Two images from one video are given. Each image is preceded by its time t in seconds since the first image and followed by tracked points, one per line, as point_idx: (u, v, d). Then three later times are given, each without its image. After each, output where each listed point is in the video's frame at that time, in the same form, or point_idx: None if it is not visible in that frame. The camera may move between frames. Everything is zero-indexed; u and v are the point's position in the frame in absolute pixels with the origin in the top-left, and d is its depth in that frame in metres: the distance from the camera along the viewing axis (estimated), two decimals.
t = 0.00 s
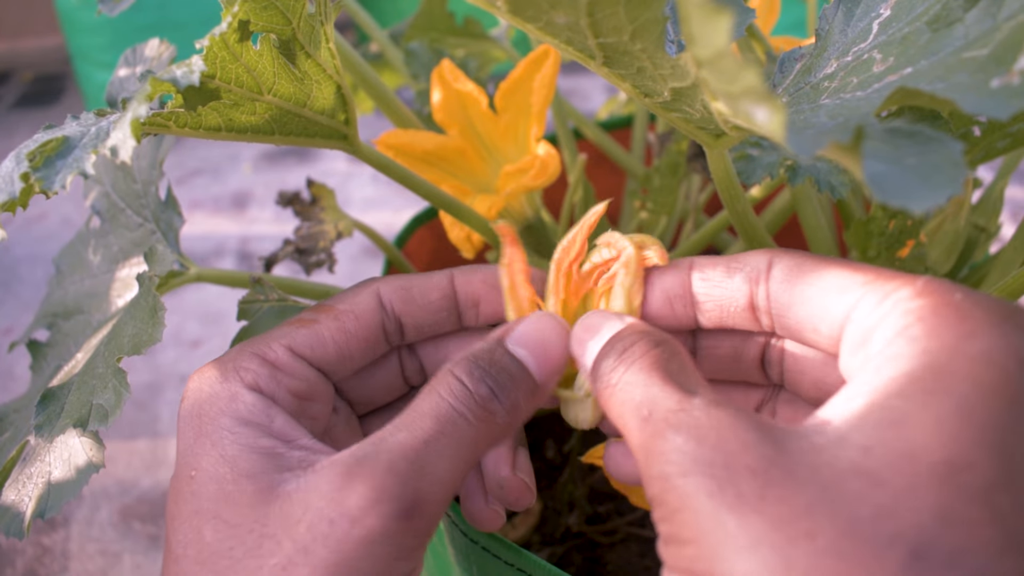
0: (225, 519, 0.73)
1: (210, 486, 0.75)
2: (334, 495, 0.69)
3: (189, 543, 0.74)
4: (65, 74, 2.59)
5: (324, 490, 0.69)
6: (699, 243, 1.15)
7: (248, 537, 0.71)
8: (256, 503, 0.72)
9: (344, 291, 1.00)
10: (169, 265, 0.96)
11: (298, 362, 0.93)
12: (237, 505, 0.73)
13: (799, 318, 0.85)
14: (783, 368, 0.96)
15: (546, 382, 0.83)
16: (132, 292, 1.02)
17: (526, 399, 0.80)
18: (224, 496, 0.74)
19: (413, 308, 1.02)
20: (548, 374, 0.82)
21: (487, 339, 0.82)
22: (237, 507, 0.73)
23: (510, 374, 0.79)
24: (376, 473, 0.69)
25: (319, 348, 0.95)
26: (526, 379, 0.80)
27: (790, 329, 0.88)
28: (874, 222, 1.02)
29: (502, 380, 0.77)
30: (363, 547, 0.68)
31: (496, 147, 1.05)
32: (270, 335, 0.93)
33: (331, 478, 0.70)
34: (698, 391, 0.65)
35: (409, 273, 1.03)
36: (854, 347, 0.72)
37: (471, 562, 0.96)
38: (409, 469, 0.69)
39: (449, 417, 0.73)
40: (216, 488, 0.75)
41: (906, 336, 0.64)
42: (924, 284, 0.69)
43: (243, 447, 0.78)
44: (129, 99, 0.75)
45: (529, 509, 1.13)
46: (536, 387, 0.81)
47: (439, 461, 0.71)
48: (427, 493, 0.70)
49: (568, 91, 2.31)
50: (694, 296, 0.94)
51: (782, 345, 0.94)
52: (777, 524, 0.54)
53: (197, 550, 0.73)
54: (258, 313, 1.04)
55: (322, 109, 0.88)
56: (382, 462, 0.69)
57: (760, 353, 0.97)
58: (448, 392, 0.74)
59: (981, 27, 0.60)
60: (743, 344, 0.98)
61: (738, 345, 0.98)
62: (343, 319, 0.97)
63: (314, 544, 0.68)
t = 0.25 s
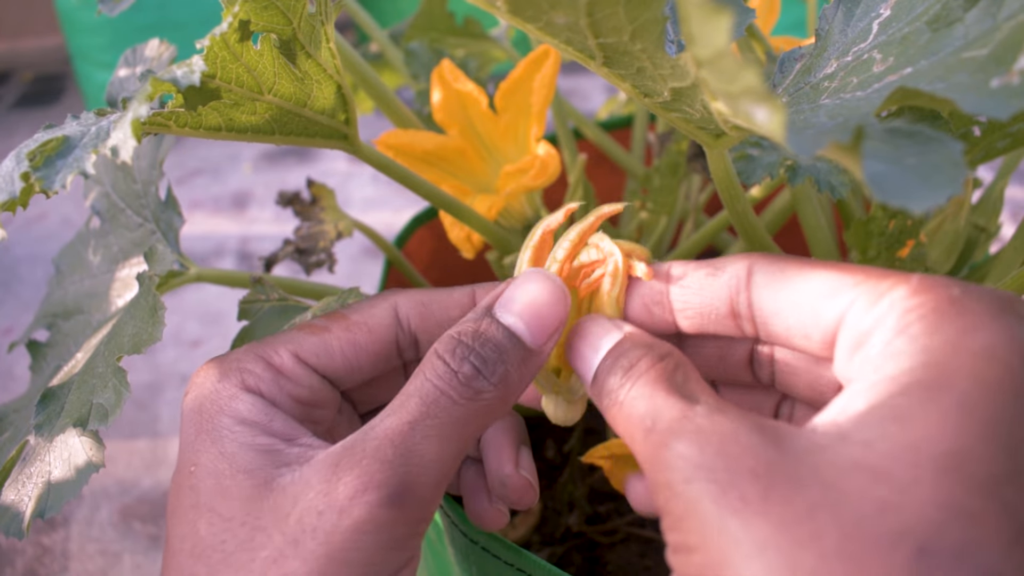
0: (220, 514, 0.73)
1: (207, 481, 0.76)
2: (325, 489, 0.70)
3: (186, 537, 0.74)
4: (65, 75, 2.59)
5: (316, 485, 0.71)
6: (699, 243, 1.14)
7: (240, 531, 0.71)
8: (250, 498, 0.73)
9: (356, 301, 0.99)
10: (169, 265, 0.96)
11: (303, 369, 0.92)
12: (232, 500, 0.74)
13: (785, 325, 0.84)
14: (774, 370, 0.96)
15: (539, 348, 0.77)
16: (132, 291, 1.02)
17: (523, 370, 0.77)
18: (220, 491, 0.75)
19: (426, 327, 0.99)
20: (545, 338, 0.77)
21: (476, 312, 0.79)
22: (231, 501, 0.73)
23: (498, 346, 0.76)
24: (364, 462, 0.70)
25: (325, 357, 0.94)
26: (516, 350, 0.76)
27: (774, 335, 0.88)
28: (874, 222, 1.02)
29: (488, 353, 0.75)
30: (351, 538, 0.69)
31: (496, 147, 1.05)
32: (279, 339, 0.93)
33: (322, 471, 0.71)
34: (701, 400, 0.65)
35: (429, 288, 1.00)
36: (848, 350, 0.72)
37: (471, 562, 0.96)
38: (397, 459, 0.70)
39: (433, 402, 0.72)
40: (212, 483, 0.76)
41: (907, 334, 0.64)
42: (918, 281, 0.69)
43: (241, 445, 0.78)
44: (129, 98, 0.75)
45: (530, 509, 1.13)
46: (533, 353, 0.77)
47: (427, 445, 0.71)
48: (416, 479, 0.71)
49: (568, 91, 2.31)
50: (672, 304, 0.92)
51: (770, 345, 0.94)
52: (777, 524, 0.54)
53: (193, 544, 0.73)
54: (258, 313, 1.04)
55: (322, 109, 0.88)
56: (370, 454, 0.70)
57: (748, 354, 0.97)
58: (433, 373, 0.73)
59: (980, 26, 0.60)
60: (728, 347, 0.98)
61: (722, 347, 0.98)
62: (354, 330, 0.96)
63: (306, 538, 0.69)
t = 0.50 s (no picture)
0: (220, 511, 0.73)
1: (209, 479, 0.76)
2: (328, 488, 0.70)
3: (186, 536, 0.74)
4: (65, 75, 2.59)
5: (320, 483, 0.71)
6: (699, 243, 1.14)
7: (242, 530, 0.71)
8: (252, 495, 0.73)
9: (350, 289, 0.98)
10: (169, 265, 0.96)
11: (303, 364, 0.93)
12: (234, 498, 0.73)
13: (795, 333, 0.84)
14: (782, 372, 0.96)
15: (536, 345, 0.78)
16: (132, 291, 1.02)
17: (522, 362, 0.77)
18: (222, 488, 0.75)
19: (422, 315, 1.00)
20: (543, 330, 0.77)
21: (473, 308, 0.79)
22: (232, 500, 0.73)
23: (496, 338, 0.76)
24: (364, 458, 0.70)
25: (324, 351, 0.95)
26: (516, 342, 0.76)
27: (783, 341, 0.87)
28: (874, 222, 1.02)
29: (487, 344, 0.75)
30: (355, 534, 0.69)
31: (496, 147, 1.05)
32: (277, 333, 0.93)
33: (325, 470, 0.71)
34: (711, 404, 0.65)
35: (425, 277, 1.00)
36: (860, 354, 0.70)
37: (471, 562, 0.96)
38: (398, 454, 0.70)
39: (432, 395, 0.72)
40: (213, 480, 0.76)
41: (920, 334, 0.63)
42: (929, 280, 0.67)
43: (243, 443, 0.78)
44: (129, 99, 0.75)
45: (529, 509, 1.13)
46: (531, 346, 0.77)
47: (427, 439, 0.71)
48: (418, 474, 0.70)
49: (567, 91, 2.31)
50: (676, 312, 0.91)
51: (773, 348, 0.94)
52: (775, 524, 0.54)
53: (193, 543, 0.73)
54: (258, 313, 1.04)
55: (322, 109, 0.88)
56: (371, 451, 0.70)
57: (755, 358, 0.97)
58: (432, 366, 0.73)
59: (980, 27, 0.60)
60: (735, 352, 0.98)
61: (728, 352, 0.98)
62: (351, 322, 0.97)
63: (310, 535, 0.69)
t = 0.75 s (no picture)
0: (228, 511, 0.72)
1: (216, 480, 0.75)
2: (340, 484, 0.70)
3: (192, 535, 0.73)
4: (66, 75, 2.59)
5: (332, 480, 0.70)
6: (699, 243, 1.14)
7: (251, 529, 0.71)
8: (260, 494, 0.73)
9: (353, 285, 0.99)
10: (169, 264, 0.96)
11: (309, 360, 0.93)
12: (242, 497, 0.73)
13: (795, 337, 0.84)
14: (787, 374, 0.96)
15: (536, 340, 0.79)
16: (132, 291, 1.02)
17: (521, 357, 0.78)
18: (230, 488, 0.74)
19: (424, 313, 1.00)
20: (541, 324, 0.79)
21: (471, 308, 0.80)
22: (241, 499, 0.73)
23: (498, 333, 0.77)
24: (376, 455, 0.70)
25: (329, 347, 0.95)
26: (515, 337, 0.77)
27: (783, 346, 0.87)
28: (874, 221, 1.02)
29: (489, 339, 0.76)
30: (369, 530, 0.69)
31: (496, 147, 1.05)
32: (282, 330, 0.93)
33: (336, 466, 0.71)
34: (717, 400, 0.65)
35: (428, 272, 1.00)
36: (867, 358, 0.71)
37: (471, 561, 0.96)
38: (407, 447, 0.70)
39: (439, 388, 0.73)
40: (221, 480, 0.75)
41: (928, 336, 0.63)
42: (931, 284, 0.68)
43: (252, 442, 0.78)
44: (129, 99, 0.75)
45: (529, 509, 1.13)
46: (530, 341, 0.79)
47: (436, 433, 0.72)
48: (427, 467, 0.71)
49: (567, 91, 2.32)
50: (677, 316, 0.92)
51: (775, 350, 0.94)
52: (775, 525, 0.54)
53: (199, 543, 0.72)
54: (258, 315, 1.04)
55: (322, 109, 0.88)
56: (382, 444, 0.71)
57: (759, 358, 0.98)
58: (435, 361, 0.74)
59: (980, 26, 0.60)
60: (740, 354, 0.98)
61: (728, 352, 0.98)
62: (355, 318, 0.97)
63: (323, 533, 0.69)
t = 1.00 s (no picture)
0: (232, 507, 0.73)
1: (221, 476, 0.75)
2: (339, 479, 0.70)
3: (196, 533, 0.73)
4: (66, 74, 2.59)
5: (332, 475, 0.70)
6: (699, 243, 1.14)
7: (254, 523, 0.71)
8: (263, 490, 0.73)
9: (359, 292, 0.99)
10: (169, 264, 0.96)
11: (313, 360, 0.93)
12: (245, 494, 0.73)
13: (815, 339, 0.85)
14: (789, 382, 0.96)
15: (524, 343, 0.79)
16: (132, 291, 1.02)
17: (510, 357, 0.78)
18: (233, 485, 0.74)
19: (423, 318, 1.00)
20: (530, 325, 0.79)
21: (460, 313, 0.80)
22: (244, 495, 0.73)
23: (488, 332, 0.76)
24: (375, 451, 0.70)
25: (333, 348, 0.95)
26: (505, 338, 0.77)
27: (803, 348, 0.89)
28: (874, 221, 1.02)
29: (479, 339, 0.76)
30: (370, 520, 0.68)
31: (496, 147, 1.05)
32: (288, 332, 0.93)
33: (335, 461, 0.71)
34: (734, 396, 0.65)
35: (429, 279, 1.00)
36: (875, 363, 0.72)
37: (472, 559, 0.96)
38: (404, 443, 0.70)
39: (433, 387, 0.73)
40: (225, 477, 0.75)
41: (939, 345, 0.64)
42: (949, 295, 0.69)
43: (259, 439, 0.78)
44: (129, 99, 0.75)
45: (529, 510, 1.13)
46: (520, 341, 0.79)
47: (431, 430, 0.72)
48: (424, 462, 0.71)
49: (567, 91, 2.32)
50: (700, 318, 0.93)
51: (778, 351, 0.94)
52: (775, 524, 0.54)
53: (204, 539, 0.72)
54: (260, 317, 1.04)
55: (322, 109, 0.88)
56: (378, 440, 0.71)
57: (765, 368, 0.97)
58: (428, 363, 0.74)
59: (980, 26, 0.60)
60: (747, 361, 0.97)
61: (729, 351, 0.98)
62: (358, 321, 0.97)
63: (324, 526, 0.68)
